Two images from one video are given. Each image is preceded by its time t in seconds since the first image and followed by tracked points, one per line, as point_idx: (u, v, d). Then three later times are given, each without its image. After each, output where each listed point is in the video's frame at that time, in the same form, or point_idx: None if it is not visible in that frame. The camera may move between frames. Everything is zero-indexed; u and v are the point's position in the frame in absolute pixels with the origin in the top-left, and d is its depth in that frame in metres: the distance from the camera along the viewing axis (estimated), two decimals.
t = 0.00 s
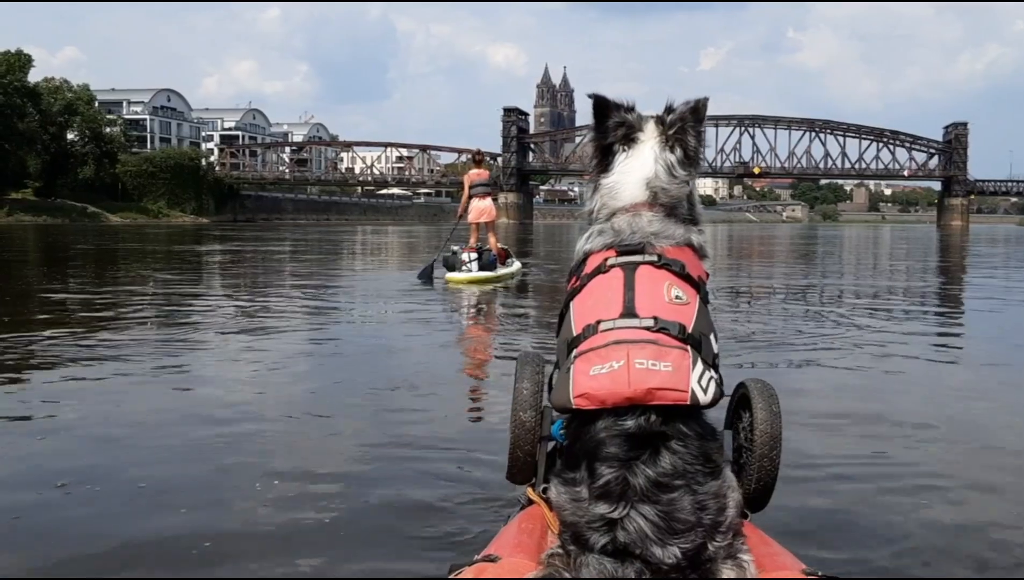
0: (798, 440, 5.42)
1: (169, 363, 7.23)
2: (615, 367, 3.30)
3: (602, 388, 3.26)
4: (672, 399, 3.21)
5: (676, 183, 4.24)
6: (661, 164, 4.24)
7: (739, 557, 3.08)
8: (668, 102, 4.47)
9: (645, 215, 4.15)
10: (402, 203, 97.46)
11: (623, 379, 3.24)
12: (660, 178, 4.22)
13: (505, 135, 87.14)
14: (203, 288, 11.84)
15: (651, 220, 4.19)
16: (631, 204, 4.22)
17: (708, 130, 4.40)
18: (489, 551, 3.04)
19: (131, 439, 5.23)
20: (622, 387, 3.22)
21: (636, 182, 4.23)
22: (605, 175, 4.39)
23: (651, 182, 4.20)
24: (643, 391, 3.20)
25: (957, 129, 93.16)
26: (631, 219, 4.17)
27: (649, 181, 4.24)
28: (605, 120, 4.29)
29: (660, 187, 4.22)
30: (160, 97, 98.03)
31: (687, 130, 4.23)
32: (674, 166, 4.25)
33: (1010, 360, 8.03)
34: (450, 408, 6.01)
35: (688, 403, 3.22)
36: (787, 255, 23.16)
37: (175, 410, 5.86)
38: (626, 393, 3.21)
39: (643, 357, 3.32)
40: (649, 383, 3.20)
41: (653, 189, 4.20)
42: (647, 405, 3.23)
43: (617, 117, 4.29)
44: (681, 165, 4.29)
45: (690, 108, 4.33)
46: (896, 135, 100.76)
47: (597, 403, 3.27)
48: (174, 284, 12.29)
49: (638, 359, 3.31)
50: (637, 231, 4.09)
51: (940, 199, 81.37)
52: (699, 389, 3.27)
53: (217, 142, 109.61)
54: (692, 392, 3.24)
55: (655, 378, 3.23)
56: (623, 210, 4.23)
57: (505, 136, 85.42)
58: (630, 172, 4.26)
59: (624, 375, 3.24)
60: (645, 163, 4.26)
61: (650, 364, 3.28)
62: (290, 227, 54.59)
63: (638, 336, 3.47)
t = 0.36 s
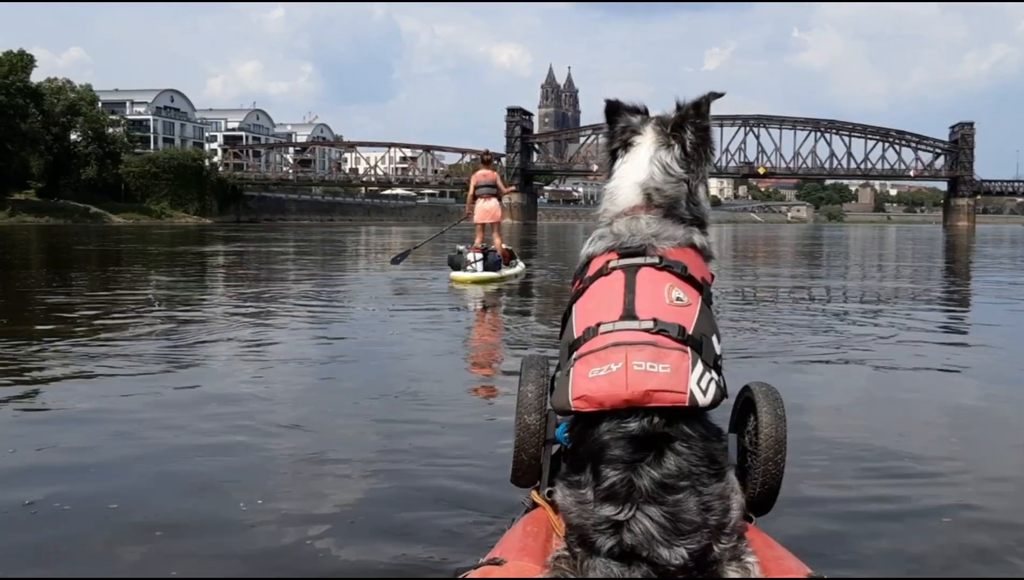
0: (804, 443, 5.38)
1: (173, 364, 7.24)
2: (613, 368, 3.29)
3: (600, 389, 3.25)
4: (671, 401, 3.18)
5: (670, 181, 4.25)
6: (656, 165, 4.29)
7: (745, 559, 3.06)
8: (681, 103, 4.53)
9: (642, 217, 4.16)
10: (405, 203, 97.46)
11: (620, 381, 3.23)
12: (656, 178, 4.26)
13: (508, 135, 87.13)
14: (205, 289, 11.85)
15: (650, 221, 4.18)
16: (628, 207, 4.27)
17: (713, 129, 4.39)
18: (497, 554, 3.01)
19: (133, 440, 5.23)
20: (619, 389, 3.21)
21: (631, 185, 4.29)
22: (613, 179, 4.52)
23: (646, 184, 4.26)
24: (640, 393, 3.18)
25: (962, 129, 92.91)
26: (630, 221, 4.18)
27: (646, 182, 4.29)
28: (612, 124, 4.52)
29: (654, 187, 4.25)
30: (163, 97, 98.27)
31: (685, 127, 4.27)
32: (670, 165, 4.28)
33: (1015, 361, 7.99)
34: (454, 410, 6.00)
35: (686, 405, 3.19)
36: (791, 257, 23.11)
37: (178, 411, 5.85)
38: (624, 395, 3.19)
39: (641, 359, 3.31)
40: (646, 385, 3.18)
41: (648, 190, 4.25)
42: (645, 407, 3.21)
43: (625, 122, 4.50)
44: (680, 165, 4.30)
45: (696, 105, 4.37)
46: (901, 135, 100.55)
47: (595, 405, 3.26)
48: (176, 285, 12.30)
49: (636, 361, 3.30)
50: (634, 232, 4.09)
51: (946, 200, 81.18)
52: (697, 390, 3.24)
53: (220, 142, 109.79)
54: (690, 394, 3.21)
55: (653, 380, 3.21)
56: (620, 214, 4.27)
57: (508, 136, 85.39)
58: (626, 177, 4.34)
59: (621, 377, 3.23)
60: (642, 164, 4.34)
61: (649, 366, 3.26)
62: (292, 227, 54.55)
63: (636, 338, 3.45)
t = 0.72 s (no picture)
0: (807, 444, 5.35)
1: (176, 365, 7.25)
2: (609, 365, 3.29)
3: (596, 386, 3.24)
4: (664, 400, 3.16)
5: (678, 181, 4.23)
6: (664, 164, 4.28)
7: (742, 557, 3.05)
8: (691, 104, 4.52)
9: (648, 216, 4.15)
10: (409, 203, 97.44)
11: (616, 378, 3.22)
12: (664, 178, 4.25)
13: (513, 135, 87.09)
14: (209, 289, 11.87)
15: (655, 220, 4.17)
16: (635, 206, 4.26)
17: (723, 130, 4.37)
18: (494, 552, 3.00)
19: (134, 441, 5.24)
20: (615, 386, 3.20)
21: (639, 184, 4.28)
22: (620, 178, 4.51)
23: (653, 183, 4.25)
24: (636, 390, 3.17)
25: (968, 129, 92.60)
26: (636, 220, 4.17)
27: (654, 181, 4.28)
28: (622, 122, 4.50)
29: (661, 187, 4.23)
30: (168, 97, 98.46)
31: (696, 127, 4.25)
32: (678, 165, 4.27)
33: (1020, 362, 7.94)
34: (455, 410, 5.99)
35: (682, 403, 3.17)
36: (796, 257, 23.05)
37: (179, 412, 5.86)
38: (619, 392, 3.18)
39: (638, 357, 3.30)
40: (642, 382, 3.17)
41: (655, 189, 4.23)
42: (641, 405, 3.19)
43: (634, 121, 4.48)
44: (688, 165, 4.28)
45: (707, 107, 4.36)
46: (907, 135, 100.21)
47: (590, 402, 3.25)
48: (180, 285, 12.32)
49: (633, 359, 3.29)
50: (639, 231, 4.08)
51: (953, 200, 80.89)
52: (694, 389, 3.22)
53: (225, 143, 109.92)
54: (686, 393, 3.19)
55: (650, 378, 3.19)
56: (627, 212, 4.26)
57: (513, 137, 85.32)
58: (635, 175, 4.32)
59: (617, 374, 3.23)
60: (651, 163, 4.33)
61: (645, 364, 3.25)
62: (292, 227, 54.52)
63: (634, 336, 3.44)
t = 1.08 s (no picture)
0: (808, 445, 5.33)
1: (176, 367, 7.25)
2: (609, 370, 3.29)
3: (595, 391, 3.24)
4: (663, 405, 3.16)
5: (681, 183, 4.22)
6: (668, 166, 4.27)
7: (741, 561, 3.03)
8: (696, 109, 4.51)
9: (650, 218, 4.13)
10: (412, 204, 97.40)
11: (615, 383, 3.22)
12: (667, 180, 4.23)
13: (516, 135, 87.02)
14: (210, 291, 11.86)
15: (656, 223, 4.16)
16: (638, 208, 4.24)
17: (728, 135, 4.36)
18: (493, 554, 2.98)
19: (135, 443, 5.23)
20: (614, 391, 3.20)
21: (642, 186, 4.27)
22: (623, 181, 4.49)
23: (656, 185, 4.23)
24: (635, 396, 3.17)
25: (972, 129, 92.37)
26: (637, 222, 4.16)
27: (657, 184, 4.27)
28: (626, 124, 4.49)
29: (665, 189, 4.22)
30: (170, 98, 98.48)
31: (701, 130, 4.24)
32: (682, 167, 4.25)
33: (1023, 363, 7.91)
34: (455, 411, 5.98)
35: (681, 409, 3.17)
36: (799, 257, 23.00)
37: (180, 414, 5.86)
38: (618, 397, 3.18)
39: (637, 362, 3.29)
40: (641, 388, 3.17)
41: (658, 192, 4.22)
42: (640, 410, 3.19)
43: (638, 124, 4.47)
44: (692, 168, 4.27)
45: (712, 111, 4.35)
46: (911, 135, 99.98)
47: (589, 406, 3.25)
48: (180, 287, 12.32)
49: (632, 364, 3.28)
50: (641, 233, 4.06)
51: (957, 200, 80.70)
52: (693, 394, 3.22)
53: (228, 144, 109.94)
54: (685, 398, 3.19)
55: (649, 383, 3.19)
56: (629, 214, 4.24)
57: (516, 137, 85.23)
58: (638, 177, 4.31)
59: (616, 379, 3.23)
60: (654, 166, 4.31)
61: (643, 369, 3.25)
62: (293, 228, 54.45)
63: (633, 340, 3.43)
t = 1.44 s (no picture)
0: (816, 445, 5.31)
1: (183, 368, 7.26)
2: (617, 368, 3.27)
3: (603, 389, 3.23)
4: (671, 403, 3.15)
5: (688, 185, 4.20)
6: (676, 167, 4.25)
7: (749, 559, 3.01)
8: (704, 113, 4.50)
9: (657, 219, 4.12)
10: (418, 204, 97.32)
11: (624, 381, 3.21)
12: (675, 181, 4.22)
13: (521, 135, 86.93)
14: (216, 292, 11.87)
15: (663, 224, 4.14)
16: (645, 209, 4.22)
17: (735, 138, 4.34)
18: (501, 551, 2.97)
19: (142, 444, 5.24)
20: (622, 389, 3.19)
21: (649, 187, 4.25)
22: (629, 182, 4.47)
23: (663, 187, 4.21)
24: (643, 394, 3.16)
25: (980, 128, 92.01)
26: (644, 222, 4.14)
27: (664, 185, 4.25)
28: (634, 126, 4.47)
29: (672, 190, 4.21)
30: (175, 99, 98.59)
31: (710, 133, 4.23)
32: (690, 169, 4.23)
33: None
34: (460, 411, 5.98)
35: (688, 406, 3.15)
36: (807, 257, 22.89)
37: (187, 414, 5.87)
38: (626, 395, 3.17)
39: (646, 360, 3.28)
40: (649, 386, 3.16)
41: (665, 193, 4.20)
42: (648, 408, 3.18)
43: (646, 126, 4.45)
44: (699, 170, 4.25)
45: (720, 115, 4.34)
46: (919, 134, 99.65)
47: (598, 404, 3.24)
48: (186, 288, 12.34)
49: (640, 362, 3.27)
50: (648, 233, 4.04)
51: (965, 200, 80.33)
52: (701, 393, 3.21)
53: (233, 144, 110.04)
54: (693, 396, 3.18)
55: (657, 381, 3.18)
56: (636, 214, 4.22)
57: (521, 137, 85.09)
58: (645, 178, 4.29)
59: (624, 377, 3.21)
60: (661, 167, 4.29)
61: (652, 367, 3.23)
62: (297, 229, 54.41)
63: (642, 338, 3.42)
